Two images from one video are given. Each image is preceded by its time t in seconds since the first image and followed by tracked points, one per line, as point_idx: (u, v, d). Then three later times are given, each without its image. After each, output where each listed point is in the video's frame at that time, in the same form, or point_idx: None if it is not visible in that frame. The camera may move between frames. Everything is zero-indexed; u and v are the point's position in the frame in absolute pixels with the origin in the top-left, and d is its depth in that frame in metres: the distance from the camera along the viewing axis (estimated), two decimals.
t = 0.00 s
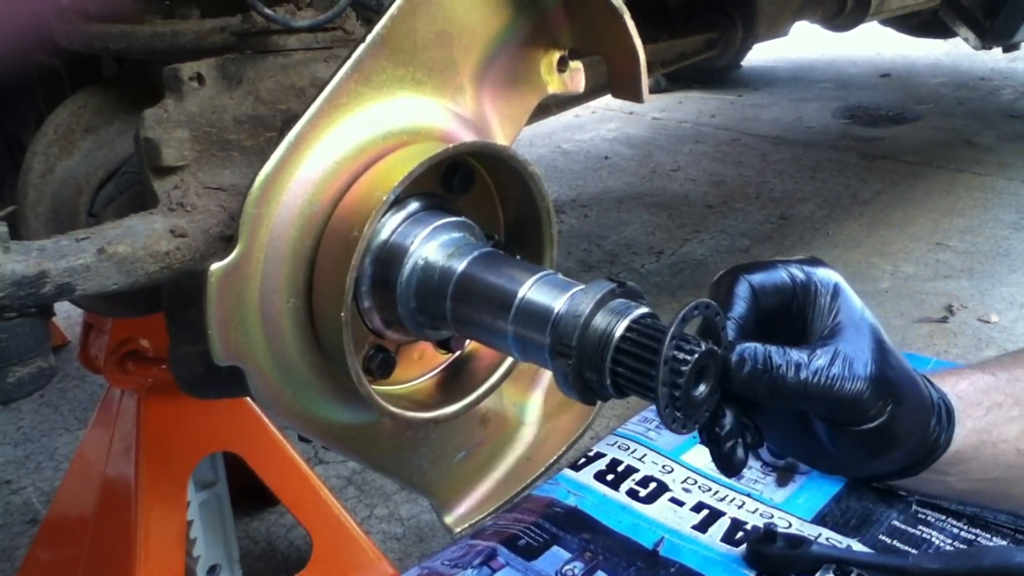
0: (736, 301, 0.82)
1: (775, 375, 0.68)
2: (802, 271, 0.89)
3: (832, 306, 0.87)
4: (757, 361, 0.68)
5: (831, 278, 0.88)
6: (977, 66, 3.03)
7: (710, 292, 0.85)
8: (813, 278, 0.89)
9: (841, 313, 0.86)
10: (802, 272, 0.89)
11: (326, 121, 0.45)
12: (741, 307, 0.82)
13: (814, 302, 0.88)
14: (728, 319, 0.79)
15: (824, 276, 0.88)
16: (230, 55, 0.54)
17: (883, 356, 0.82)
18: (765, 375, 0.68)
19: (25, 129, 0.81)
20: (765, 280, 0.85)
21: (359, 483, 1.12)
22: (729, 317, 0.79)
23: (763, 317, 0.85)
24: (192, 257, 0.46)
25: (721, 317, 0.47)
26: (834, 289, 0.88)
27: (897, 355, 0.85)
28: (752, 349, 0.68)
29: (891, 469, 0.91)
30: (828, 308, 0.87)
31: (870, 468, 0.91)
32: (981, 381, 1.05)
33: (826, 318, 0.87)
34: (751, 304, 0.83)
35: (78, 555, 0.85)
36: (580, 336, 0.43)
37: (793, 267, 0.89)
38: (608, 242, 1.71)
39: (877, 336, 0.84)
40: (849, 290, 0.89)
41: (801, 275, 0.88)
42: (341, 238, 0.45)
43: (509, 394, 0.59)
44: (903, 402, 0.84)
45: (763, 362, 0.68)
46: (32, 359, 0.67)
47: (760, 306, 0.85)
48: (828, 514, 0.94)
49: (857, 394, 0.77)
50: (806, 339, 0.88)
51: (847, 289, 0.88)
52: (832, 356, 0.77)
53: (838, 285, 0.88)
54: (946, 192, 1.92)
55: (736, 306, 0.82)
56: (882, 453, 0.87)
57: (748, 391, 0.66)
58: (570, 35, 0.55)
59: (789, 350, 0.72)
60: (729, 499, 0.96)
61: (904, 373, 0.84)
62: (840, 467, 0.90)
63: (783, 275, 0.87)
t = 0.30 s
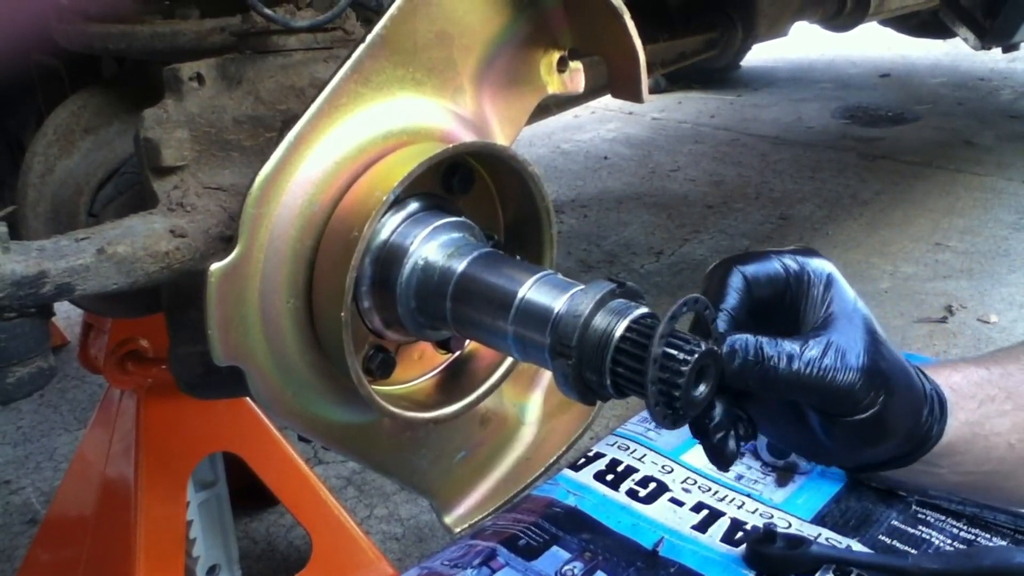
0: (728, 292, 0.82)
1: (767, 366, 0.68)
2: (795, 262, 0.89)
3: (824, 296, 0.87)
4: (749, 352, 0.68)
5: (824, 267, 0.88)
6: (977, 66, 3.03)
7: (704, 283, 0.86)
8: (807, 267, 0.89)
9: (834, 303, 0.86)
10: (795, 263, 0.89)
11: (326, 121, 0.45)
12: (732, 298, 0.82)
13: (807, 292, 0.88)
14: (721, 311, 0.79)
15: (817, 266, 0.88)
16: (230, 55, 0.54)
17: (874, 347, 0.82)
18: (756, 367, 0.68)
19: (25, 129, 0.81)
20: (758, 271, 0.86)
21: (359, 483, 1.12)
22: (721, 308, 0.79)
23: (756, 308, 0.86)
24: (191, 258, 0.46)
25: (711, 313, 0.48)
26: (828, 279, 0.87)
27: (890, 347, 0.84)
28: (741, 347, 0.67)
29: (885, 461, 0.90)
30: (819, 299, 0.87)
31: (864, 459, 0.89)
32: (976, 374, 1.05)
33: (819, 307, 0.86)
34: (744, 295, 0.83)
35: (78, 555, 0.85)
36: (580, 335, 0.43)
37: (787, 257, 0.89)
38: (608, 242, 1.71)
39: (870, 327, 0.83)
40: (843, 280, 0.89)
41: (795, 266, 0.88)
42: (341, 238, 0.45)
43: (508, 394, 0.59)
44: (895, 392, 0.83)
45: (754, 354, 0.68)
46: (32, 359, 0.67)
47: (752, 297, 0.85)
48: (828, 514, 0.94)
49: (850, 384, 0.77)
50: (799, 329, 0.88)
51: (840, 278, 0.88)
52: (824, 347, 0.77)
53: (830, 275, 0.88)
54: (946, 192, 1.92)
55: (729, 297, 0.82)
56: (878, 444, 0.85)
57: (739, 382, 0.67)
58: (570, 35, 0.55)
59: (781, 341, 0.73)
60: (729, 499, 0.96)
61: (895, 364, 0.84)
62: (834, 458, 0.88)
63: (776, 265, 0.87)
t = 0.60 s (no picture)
0: (713, 292, 0.77)
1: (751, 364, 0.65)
2: (779, 260, 0.84)
3: (810, 294, 0.81)
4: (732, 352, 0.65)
5: (810, 266, 0.83)
6: (977, 66, 3.03)
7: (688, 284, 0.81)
8: (792, 266, 0.83)
9: (820, 302, 0.80)
10: (780, 261, 0.84)
11: (326, 121, 0.45)
12: (716, 300, 0.76)
13: (792, 289, 0.82)
14: (704, 311, 0.74)
15: (800, 262, 0.83)
16: (230, 54, 0.54)
17: (866, 348, 0.75)
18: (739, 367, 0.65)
19: (25, 130, 0.81)
20: (742, 270, 0.80)
21: (359, 483, 1.12)
22: (704, 308, 0.75)
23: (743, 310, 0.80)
24: (191, 257, 0.46)
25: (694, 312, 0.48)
26: (812, 277, 0.82)
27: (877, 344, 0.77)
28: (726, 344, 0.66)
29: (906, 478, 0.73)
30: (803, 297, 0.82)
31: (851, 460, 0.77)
32: (964, 371, 1.05)
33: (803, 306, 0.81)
34: (729, 295, 0.78)
35: (78, 555, 0.85)
36: (580, 335, 0.43)
37: (772, 256, 0.84)
38: (608, 242, 1.71)
39: (856, 323, 0.78)
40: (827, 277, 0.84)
41: (779, 264, 0.83)
42: (342, 237, 0.45)
43: (508, 394, 0.60)
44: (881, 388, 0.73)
45: (737, 351, 0.65)
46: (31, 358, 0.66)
47: (737, 299, 0.80)
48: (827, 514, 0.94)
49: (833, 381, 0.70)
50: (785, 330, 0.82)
51: (824, 276, 0.83)
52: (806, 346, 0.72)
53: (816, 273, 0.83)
54: (946, 192, 1.92)
55: (712, 299, 0.77)
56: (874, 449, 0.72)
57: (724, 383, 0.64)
58: (570, 35, 0.55)
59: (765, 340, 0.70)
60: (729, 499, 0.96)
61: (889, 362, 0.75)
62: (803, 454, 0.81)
63: (761, 265, 0.82)
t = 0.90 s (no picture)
0: (701, 286, 0.73)
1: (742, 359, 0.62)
2: (768, 252, 0.80)
3: (798, 288, 0.79)
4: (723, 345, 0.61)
5: (796, 258, 0.80)
6: (977, 66, 3.03)
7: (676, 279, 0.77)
8: (779, 258, 0.80)
9: (808, 296, 0.78)
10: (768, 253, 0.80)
11: (326, 120, 0.45)
12: (705, 295, 0.73)
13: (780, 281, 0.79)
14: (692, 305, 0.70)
15: (789, 253, 0.79)
16: (230, 53, 0.54)
17: (855, 338, 0.74)
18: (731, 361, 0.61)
19: (25, 129, 0.81)
20: (730, 263, 0.77)
21: (358, 483, 1.12)
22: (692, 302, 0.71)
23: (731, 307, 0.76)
24: (191, 256, 0.46)
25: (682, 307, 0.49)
26: (798, 268, 0.80)
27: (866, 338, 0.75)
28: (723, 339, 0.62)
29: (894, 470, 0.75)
30: (793, 291, 0.79)
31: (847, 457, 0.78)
32: (959, 362, 1.04)
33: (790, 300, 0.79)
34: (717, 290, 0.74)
35: (78, 555, 0.85)
36: (579, 335, 0.44)
37: (760, 247, 0.80)
38: (608, 242, 1.71)
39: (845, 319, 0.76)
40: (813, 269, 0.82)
41: (767, 256, 0.79)
42: (341, 237, 0.45)
43: (508, 393, 0.60)
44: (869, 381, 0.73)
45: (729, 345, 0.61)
46: (31, 357, 0.65)
47: (724, 293, 0.76)
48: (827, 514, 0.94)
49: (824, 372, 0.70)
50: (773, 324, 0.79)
51: (810, 267, 0.81)
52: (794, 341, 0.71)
53: (802, 266, 0.81)
54: (946, 193, 1.91)
55: (700, 293, 0.73)
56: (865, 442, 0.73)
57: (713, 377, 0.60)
58: (570, 34, 0.55)
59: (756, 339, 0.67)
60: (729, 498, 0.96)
61: (875, 354, 0.75)
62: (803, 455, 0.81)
63: (750, 257, 0.78)
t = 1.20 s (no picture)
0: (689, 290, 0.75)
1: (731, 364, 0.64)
2: (756, 260, 0.81)
3: (783, 295, 0.80)
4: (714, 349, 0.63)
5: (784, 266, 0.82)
6: (977, 67, 3.03)
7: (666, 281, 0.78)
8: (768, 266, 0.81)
9: (794, 302, 0.80)
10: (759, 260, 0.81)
11: (326, 120, 0.45)
12: (694, 298, 0.74)
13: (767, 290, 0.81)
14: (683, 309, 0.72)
15: (775, 262, 0.80)
16: (230, 53, 0.54)
17: (842, 344, 0.77)
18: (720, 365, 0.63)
19: (25, 129, 0.81)
20: (718, 268, 0.78)
21: (358, 483, 1.12)
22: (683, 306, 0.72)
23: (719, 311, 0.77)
24: (190, 256, 0.46)
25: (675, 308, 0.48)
26: (784, 277, 0.81)
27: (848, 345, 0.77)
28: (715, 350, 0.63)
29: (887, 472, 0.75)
30: (777, 298, 0.80)
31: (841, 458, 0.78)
32: (951, 372, 1.03)
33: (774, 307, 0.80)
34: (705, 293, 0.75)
35: (77, 554, 0.85)
36: (578, 334, 0.44)
37: (749, 256, 0.81)
38: (608, 242, 1.71)
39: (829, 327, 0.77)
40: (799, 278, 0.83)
41: (754, 264, 0.80)
42: (341, 236, 0.45)
43: (508, 393, 0.60)
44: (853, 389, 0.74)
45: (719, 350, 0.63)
46: (30, 357, 0.64)
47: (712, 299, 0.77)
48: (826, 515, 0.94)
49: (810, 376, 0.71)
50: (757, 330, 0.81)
51: (796, 275, 0.82)
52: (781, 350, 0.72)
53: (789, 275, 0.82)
54: (946, 193, 1.91)
55: (689, 296, 0.74)
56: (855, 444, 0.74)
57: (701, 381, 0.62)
58: (570, 35, 0.55)
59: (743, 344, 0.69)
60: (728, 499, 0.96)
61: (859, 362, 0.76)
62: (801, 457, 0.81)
63: (736, 265, 0.79)
